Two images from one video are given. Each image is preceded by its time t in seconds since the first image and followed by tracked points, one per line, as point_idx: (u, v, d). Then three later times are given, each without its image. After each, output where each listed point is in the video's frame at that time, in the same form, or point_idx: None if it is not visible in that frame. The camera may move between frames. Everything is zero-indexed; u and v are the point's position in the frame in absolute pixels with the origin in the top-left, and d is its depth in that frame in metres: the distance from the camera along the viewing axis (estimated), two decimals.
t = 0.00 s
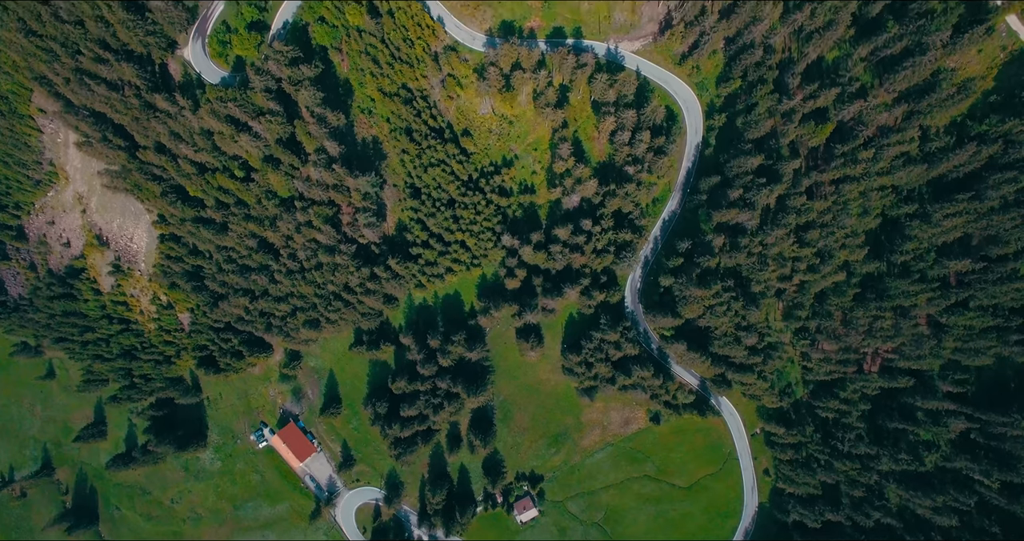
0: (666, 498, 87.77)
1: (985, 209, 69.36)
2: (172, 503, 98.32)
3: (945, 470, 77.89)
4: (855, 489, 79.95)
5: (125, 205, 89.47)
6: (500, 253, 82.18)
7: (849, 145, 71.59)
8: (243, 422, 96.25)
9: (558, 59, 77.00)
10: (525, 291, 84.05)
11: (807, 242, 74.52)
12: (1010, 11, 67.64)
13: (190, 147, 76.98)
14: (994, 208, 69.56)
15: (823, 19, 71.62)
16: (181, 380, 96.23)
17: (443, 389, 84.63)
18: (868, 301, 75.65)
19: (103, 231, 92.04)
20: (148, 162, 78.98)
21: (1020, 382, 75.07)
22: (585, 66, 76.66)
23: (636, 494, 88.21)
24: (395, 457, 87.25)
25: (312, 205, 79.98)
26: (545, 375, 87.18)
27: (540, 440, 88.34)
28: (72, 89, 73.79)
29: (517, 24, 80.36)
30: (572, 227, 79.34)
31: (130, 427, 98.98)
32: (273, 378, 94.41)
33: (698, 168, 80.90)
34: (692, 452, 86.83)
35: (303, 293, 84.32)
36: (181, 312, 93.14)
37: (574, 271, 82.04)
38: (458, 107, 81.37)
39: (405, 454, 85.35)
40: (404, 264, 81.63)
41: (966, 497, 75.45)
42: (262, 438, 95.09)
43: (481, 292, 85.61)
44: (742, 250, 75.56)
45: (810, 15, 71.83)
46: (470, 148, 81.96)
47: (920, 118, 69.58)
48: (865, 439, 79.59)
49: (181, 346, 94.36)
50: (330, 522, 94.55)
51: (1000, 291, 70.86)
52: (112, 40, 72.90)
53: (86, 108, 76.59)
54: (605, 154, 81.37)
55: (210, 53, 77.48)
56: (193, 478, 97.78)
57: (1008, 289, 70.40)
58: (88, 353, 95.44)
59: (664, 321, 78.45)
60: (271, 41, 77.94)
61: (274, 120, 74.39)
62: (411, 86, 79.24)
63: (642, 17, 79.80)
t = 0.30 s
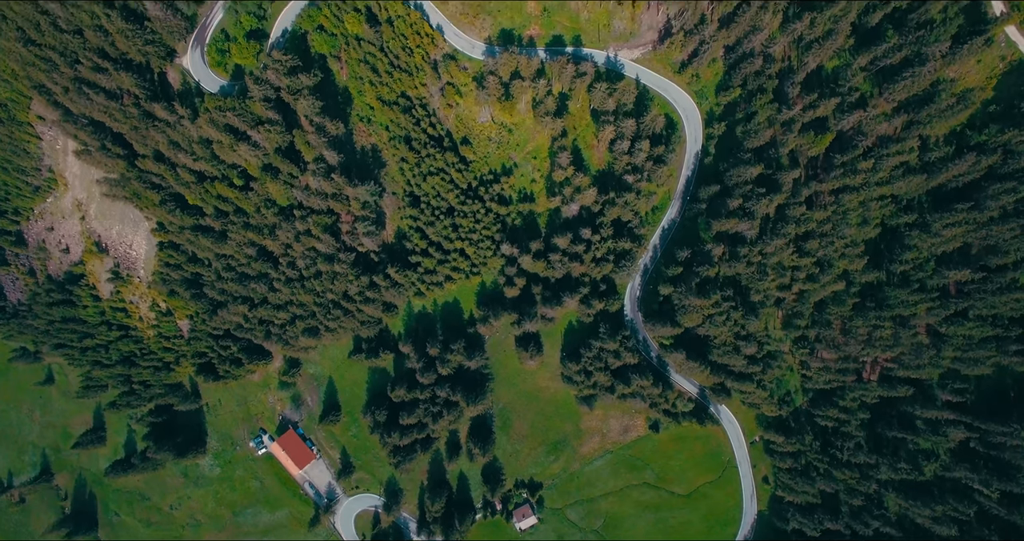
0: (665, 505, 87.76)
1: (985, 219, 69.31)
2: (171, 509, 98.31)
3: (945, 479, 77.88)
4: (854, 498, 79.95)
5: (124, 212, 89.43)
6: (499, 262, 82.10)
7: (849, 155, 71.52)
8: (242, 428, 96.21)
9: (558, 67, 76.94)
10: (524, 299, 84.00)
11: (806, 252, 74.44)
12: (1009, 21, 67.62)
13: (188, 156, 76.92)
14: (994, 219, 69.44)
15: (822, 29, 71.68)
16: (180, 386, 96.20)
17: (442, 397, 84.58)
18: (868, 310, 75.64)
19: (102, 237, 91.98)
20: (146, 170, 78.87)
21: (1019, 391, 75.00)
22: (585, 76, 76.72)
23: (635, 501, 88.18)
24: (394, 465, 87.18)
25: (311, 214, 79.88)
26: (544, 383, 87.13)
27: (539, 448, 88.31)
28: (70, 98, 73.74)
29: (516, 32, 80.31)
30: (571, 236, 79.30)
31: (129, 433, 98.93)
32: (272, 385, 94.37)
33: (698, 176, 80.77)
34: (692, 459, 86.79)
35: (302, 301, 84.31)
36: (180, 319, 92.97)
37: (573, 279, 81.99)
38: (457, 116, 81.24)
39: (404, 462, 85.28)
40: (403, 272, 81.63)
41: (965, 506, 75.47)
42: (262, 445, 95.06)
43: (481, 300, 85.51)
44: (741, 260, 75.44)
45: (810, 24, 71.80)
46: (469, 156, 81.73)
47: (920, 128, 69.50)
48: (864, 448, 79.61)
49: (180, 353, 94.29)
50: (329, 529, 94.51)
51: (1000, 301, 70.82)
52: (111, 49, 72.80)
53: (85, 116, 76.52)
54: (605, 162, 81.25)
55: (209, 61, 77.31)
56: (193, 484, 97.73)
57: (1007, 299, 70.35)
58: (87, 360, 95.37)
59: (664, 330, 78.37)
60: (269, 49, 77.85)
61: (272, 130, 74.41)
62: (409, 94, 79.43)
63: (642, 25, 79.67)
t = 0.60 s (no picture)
0: (664, 514, 87.75)
1: (985, 230, 69.23)
2: (171, 516, 98.32)
3: (944, 489, 77.89)
4: (853, 508, 79.93)
5: (123, 220, 89.39)
6: (498, 271, 82.00)
7: (849, 166, 71.43)
8: (241, 436, 96.21)
9: (557, 77, 76.84)
10: (524, 308, 83.98)
11: (806, 262, 74.43)
12: (1009, 32, 67.63)
13: (187, 166, 76.81)
14: (994, 230, 69.36)
15: (821, 40, 71.72)
16: (179, 394, 96.20)
17: (441, 407, 84.58)
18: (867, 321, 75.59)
19: (101, 245, 91.92)
20: (145, 180, 78.81)
21: (1019, 402, 74.97)
22: (584, 86, 76.64)
23: (634, 509, 88.17)
24: (393, 473, 87.13)
25: (310, 224, 79.85)
26: (543, 392, 87.08)
27: (538, 456, 88.29)
28: (69, 108, 73.71)
29: (516, 41, 80.18)
30: (570, 246, 79.25)
31: (129, 440, 98.93)
32: (271, 393, 94.35)
33: (697, 186, 80.68)
34: (691, 468, 86.81)
35: (301, 310, 84.24)
36: (179, 326, 92.91)
37: (572, 289, 81.94)
38: (456, 125, 81.18)
39: (403, 471, 85.22)
40: (402, 282, 81.61)
41: (964, 516, 75.46)
42: (261, 452, 95.01)
43: (480, 309, 85.43)
44: (741, 271, 75.38)
45: (810, 35, 71.76)
46: (468, 165, 81.60)
47: (919, 139, 69.49)
48: (863, 458, 79.59)
49: (179, 360, 94.24)
50: (329, 536, 94.49)
51: (999, 313, 70.78)
52: (110, 59, 72.74)
53: (84, 126, 76.46)
54: (604, 171, 81.12)
55: (208, 71, 77.17)
56: (192, 491, 97.72)
57: (1007, 311, 70.34)
58: (86, 367, 95.37)
59: (663, 340, 78.34)
60: (268, 59, 77.69)
61: (271, 140, 74.30)
62: (409, 103, 79.47)
63: (642, 34, 79.56)
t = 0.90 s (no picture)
0: (664, 521, 87.77)
1: (985, 241, 69.19)
2: (170, 522, 98.32)
3: (944, 498, 77.88)
4: (853, 517, 79.91)
5: (123, 227, 89.36)
6: (498, 280, 81.93)
7: (848, 176, 71.34)
8: (241, 442, 96.20)
9: (556, 86, 76.74)
10: (523, 317, 83.93)
11: (805, 272, 74.35)
12: (1008, 43, 67.70)
13: (186, 175, 76.67)
14: (994, 240, 69.30)
15: (821, 50, 71.75)
16: (179, 400, 96.15)
17: (441, 415, 84.55)
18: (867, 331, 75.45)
19: (100, 252, 91.87)
20: (144, 188, 78.69)
21: (1018, 411, 74.91)
22: (584, 95, 76.55)
23: (633, 517, 88.15)
24: (392, 481, 87.09)
25: (309, 233, 79.70)
26: (542, 399, 87.05)
27: (538, 464, 88.26)
28: (68, 117, 73.62)
29: (515, 49, 80.12)
30: (570, 255, 79.17)
31: (128, 445, 98.91)
32: (271, 400, 94.31)
33: (697, 194, 80.56)
34: (690, 475, 86.78)
35: (301, 318, 84.15)
36: (178, 333, 92.82)
37: (572, 298, 81.87)
38: (456, 133, 81.10)
39: (403, 479, 85.23)
40: (401, 290, 81.55)
41: (964, 526, 75.42)
42: (260, 459, 94.94)
43: (479, 317, 85.35)
44: (740, 280, 75.31)
45: (809, 44, 71.81)
46: (468, 173, 81.52)
47: (919, 149, 69.42)
48: (862, 467, 79.55)
49: (178, 367, 94.17)
50: None
51: (999, 323, 70.72)
52: (108, 68, 72.62)
53: (83, 135, 76.34)
54: (604, 180, 80.99)
55: (207, 80, 77.03)
56: (192, 498, 97.71)
57: (1006, 321, 70.31)
58: (86, 373, 95.31)
59: (662, 349, 78.26)
60: (267, 68, 77.61)
61: (270, 149, 74.22)
62: (408, 111, 79.41)
63: (641, 42, 79.48)
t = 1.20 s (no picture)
0: (663, 529, 87.77)
1: (984, 252, 69.12)
2: (170, 529, 98.30)
3: (943, 508, 77.87)
4: (852, 526, 79.89)
5: (121, 235, 89.30)
6: (497, 289, 81.89)
7: (848, 188, 71.23)
8: (240, 450, 96.19)
9: (556, 96, 76.62)
10: (523, 326, 83.90)
11: (805, 283, 74.29)
12: (1008, 55, 67.72)
13: (185, 185, 76.59)
14: (993, 251, 69.26)
15: (821, 60, 71.73)
16: (178, 407, 96.11)
17: (440, 425, 84.54)
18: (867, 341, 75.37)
19: (99, 259, 91.80)
20: (143, 198, 78.60)
21: (1018, 421, 74.85)
22: (583, 106, 76.46)
23: (633, 525, 88.13)
24: (391, 490, 87.05)
25: (308, 243, 79.65)
26: (542, 408, 87.02)
27: (537, 472, 88.25)
28: (67, 128, 73.52)
29: (515, 59, 80.06)
30: (569, 265, 79.06)
31: (128, 452, 98.93)
32: (270, 407, 94.28)
33: (696, 204, 80.47)
34: (689, 484, 86.77)
35: (300, 328, 84.06)
36: (177, 341, 92.72)
37: (571, 308, 81.80)
38: (455, 142, 81.07)
39: (402, 488, 85.23)
40: (400, 300, 81.49)
41: (963, 536, 75.38)
42: (259, 467, 94.81)
43: (479, 327, 85.33)
44: (739, 291, 75.32)
45: (809, 55, 71.73)
46: (467, 183, 81.43)
47: (918, 161, 69.37)
48: (861, 476, 79.55)
49: (177, 375, 94.13)
50: None
51: (999, 334, 70.69)
52: (107, 79, 72.53)
53: (82, 144, 76.22)
54: (603, 189, 80.86)
55: (206, 90, 76.90)
56: (191, 505, 97.72)
57: (1006, 333, 70.26)
58: (85, 380, 95.22)
59: (661, 360, 78.15)
60: (266, 78, 77.55)
61: (269, 160, 74.18)
62: (408, 121, 79.21)
63: (641, 51, 79.33)
